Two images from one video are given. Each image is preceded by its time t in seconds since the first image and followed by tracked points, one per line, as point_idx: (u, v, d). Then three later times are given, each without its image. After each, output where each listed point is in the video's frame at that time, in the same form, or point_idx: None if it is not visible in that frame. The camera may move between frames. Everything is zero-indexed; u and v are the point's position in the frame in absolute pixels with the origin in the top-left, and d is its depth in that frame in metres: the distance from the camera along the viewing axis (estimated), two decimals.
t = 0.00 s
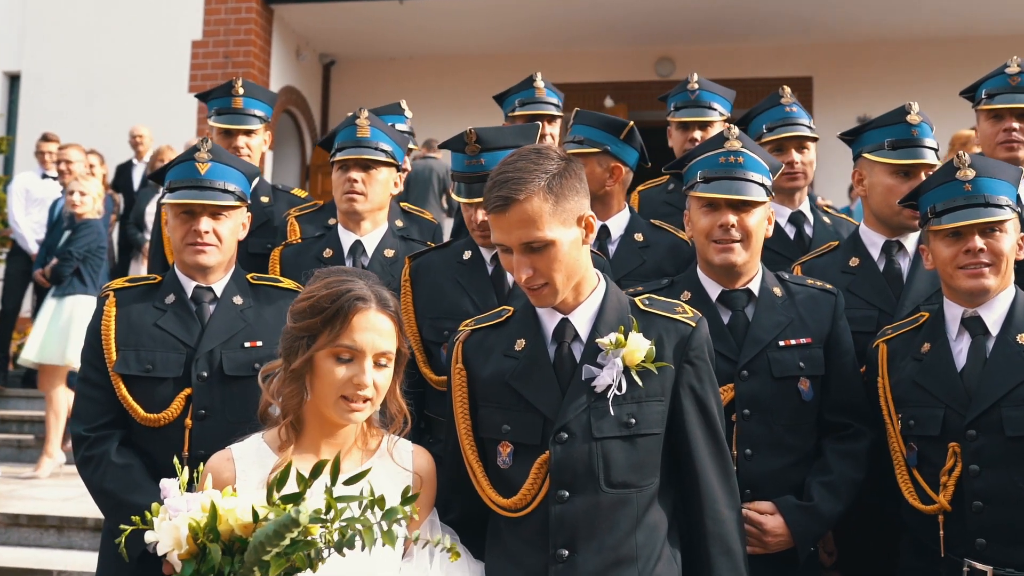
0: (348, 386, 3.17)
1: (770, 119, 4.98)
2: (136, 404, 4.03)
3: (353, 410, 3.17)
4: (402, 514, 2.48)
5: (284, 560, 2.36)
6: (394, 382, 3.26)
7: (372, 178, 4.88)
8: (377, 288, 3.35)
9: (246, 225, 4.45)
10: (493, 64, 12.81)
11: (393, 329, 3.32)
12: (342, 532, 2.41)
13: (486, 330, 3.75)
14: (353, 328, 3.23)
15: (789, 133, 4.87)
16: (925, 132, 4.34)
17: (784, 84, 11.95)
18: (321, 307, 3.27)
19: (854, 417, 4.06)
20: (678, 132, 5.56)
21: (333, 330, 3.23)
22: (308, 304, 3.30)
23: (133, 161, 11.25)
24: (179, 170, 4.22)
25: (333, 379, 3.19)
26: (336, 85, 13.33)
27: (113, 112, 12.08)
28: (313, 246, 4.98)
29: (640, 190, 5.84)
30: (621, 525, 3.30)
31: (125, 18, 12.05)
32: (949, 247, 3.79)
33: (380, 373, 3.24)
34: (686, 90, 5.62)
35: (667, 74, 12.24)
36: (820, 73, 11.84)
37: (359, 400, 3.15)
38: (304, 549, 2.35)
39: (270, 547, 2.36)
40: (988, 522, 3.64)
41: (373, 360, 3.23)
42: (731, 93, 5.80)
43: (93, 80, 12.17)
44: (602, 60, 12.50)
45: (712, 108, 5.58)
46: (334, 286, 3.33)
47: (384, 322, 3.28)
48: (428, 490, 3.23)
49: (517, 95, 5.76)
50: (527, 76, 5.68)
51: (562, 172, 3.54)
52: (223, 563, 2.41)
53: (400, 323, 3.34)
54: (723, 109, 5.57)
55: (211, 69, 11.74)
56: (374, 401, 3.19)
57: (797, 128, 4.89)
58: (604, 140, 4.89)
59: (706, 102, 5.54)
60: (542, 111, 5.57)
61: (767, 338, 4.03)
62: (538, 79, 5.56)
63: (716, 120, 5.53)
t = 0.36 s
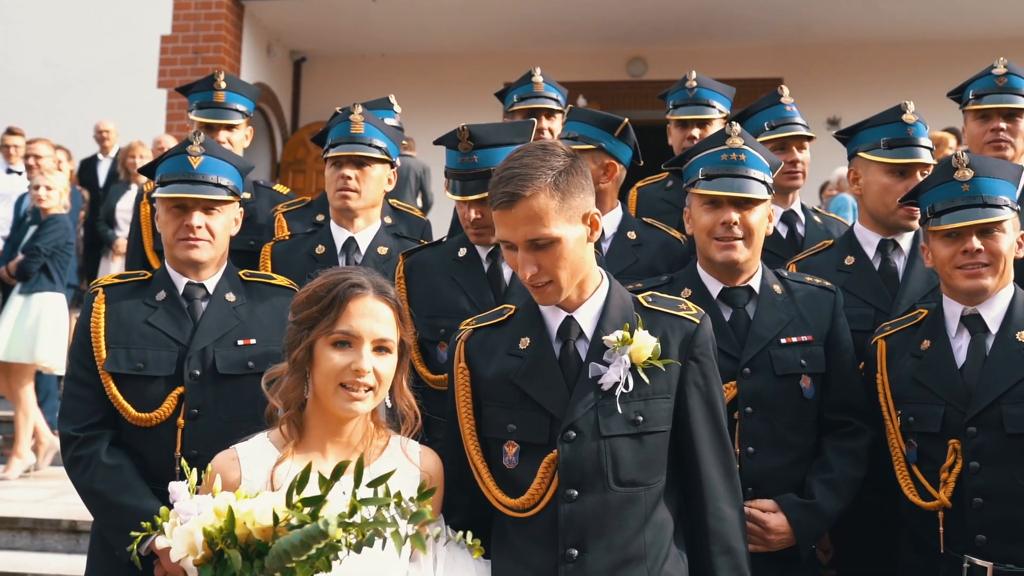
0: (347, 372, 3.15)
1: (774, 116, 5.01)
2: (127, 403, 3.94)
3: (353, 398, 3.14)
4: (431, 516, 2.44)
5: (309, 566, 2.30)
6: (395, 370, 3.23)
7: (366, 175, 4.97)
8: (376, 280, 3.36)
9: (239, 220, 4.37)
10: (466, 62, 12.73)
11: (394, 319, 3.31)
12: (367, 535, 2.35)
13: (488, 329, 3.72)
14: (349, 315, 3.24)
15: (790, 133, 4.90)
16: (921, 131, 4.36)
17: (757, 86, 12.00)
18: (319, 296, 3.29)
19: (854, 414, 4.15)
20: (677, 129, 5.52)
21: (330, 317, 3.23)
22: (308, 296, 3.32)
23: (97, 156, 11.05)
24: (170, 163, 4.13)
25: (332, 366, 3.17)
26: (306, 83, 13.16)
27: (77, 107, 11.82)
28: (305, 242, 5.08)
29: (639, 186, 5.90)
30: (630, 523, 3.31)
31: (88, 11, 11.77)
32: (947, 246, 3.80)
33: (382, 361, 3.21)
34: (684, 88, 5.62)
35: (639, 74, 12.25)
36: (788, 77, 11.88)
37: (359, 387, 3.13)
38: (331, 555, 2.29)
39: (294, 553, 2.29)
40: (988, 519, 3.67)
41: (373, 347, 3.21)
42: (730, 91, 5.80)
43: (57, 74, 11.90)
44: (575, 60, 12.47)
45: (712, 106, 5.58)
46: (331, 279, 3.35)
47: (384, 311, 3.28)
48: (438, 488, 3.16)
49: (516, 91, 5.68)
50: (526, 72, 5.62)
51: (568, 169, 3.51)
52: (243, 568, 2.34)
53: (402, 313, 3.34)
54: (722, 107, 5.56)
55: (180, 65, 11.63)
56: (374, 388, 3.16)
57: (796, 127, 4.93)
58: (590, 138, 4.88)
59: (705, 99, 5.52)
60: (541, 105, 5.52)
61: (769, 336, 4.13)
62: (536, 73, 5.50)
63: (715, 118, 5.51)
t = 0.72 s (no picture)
0: (351, 368, 3.09)
1: (780, 115, 5.14)
2: (121, 404, 3.86)
3: (358, 393, 3.07)
4: (463, 516, 2.40)
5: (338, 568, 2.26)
6: (401, 365, 3.16)
7: (361, 173, 5.04)
8: (381, 275, 3.30)
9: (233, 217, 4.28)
10: (440, 61, 12.63)
11: (400, 314, 3.24)
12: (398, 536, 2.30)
13: (492, 330, 3.69)
14: (352, 310, 3.18)
15: (796, 133, 5.07)
16: (919, 132, 4.38)
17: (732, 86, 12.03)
18: (322, 293, 3.24)
19: (852, 415, 4.17)
20: (677, 130, 5.80)
21: (334, 312, 3.18)
22: (312, 293, 3.28)
23: (66, 151, 10.85)
24: (164, 159, 4.04)
25: (335, 362, 3.11)
26: (278, 79, 12.96)
27: (43, 102, 11.57)
28: (297, 239, 5.16)
29: (640, 183, 5.91)
30: (640, 523, 3.31)
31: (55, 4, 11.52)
32: (946, 247, 3.80)
33: (386, 357, 3.15)
34: (682, 88, 5.88)
35: (613, 74, 12.23)
36: (775, 77, 11.96)
37: (363, 383, 3.07)
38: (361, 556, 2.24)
39: (323, 556, 2.25)
40: (987, 517, 3.68)
41: (377, 342, 3.15)
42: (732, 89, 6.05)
43: (23, 68, 11.62)
44: (550, 59, 12.43)
45: (712, 105, 5.82)
46: (335, 276, 3.30)
47: (389, 306, 3.22)
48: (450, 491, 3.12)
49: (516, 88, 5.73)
50: (528, 68, 5.66)
51: (575, 166, 3.46)
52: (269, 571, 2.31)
53: (407, 308, 3.26)
54: (723, 106, 5.82)
55: (151, 60, 11.41)
56: (379, 383, 3.10)
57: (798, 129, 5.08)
58: (585, 137, 4.84)
59: (705, 99, 5.78)
60: (543, 102, 5.56)
61: (770, 335, 4.15)
62: (538, 72, 5.54)
63: (715, 117, 5.76)
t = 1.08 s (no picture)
0: (363, 370, 3.04)
1: (784, 119, 5.21)
2: (121, 408, 3.79)
3: (371, 395, 3.03)
4: (496, 516, 2.30)
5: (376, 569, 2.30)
6: (415, 367, 3.12)
7: (359, 175, 5.11)
8: (394, 277, 3.26)
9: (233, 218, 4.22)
10: (419, 60, 12.53)
11: (414, 316, 3.20)
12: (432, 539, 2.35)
13: (499, 334, 3.64)
14: (364, 313, 3.13)
15: (799, 137, 5.15)
16: (920, 136, 4.40)
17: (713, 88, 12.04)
18: (335, 296, 3.20)
19: (855, 417, 4.16)
20: (679, 131, 6.21)
21: (346, 315, 3.14)
22: (325, 297, 3.24)
23: (41, 149, 10.66)
24: (165, 159, 3.97)
25: (347, 365, 3.07)
26: (256, 78, 12.81)
27: (17, 101, 11.37)
28: (294, 240, 5.21)
29: (641, 184, 5.89)
30: (654, 527, 3.30)
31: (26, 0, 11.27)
32: (951, 251, 3.82)
33: (399, 359, 3.10)
34: (684, 91, 6.32)
35: (592, 74, 12.16)
36: (744, 78, 11.84)
37: (376, 384, 3.02)
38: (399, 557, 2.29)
39: (361, 557, 2.29)
40: (991, 518, 3.68)
41: (390, 344, 3.11)
42: (731, 91, 6.52)
43: None
44: (529, 59, 12.36)
45: (713, 107, 6.26)
46: (348, 279, 3.26)
47: (402, 308, 3.17)
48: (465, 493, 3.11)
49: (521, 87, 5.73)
50: (532, 68, 5.69)
51: (587, 164, 3.41)
52: None
53: (421, 310, 3.21)
54: (722, 109, 6.27)
55: (127, 57, 11.22)
56: (392, 385, 3.06)
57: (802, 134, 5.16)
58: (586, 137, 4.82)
59: (705, 102, 6.20)
60: (547, 104, 5.57)
61: (774, 337, 4.15)
62: (542, 71, 5.57)
63: (715, 120, 6.21)
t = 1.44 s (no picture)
0: (378, 376, 3.03)
1: (786, 125, 5.28)
2: (122, 415, 3.72)
3: (386, 401, 3.02)
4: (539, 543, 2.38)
5: None
6: (430, 373, 3.10)
7: (356, 177, 5.11)
8: (409, 283, 3.25)
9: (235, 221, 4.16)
10: (397, 59, 12.44)
11: (429, 322, 3.18)
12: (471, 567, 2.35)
13: (507, 340, 3.59)
14: (379, 319, 3.13)
15: (802, 143, 5.21)
16: (920, 142, 4.43)
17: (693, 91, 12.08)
18: (350, 302, 3.19)
19: (856, 421, 4.17)
20: (677, 134, 6.32)
21: (361, 320, 3.13)
22: (340, 303, 3.23)
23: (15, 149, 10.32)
24: (167, 160, 3.92)
25: (362, 371, 3.06)
26: (232, 77, 12.67)
27: None
28: (290, 242, 5.22)
29: (639, 185, 6.00)
30: (667, 532, 3.29)
31: None
32: (954, 256, 3.84)
33: (414, 365, 3.09)
34: (683, 94, 6.43)
35: (570, 76, 12.15)
36: (723, 80, 11.87)
37: (391, 391, 3.01)
38: None
39: None
40: (994, 521, 3.69)
41: (405, 350, 3.09)
42: (729, 96, 6.60)
43: None
44: (509, 60, 12.34)
45: (710, 111, 6.35)
46: (363, 285, 3.26)
47: (417, 314, 3.16)
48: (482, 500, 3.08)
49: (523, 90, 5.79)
50: (533, 71, 5.74)
51: (599, 162, 3.35)
52: None
53: (437, 315, 3.19)
54: (721, 113, 6.37)
55: (102, 55, 11.07)
56: (407, 391, 3.05)
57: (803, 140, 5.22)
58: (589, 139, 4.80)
59: (703, 106, 6.33)
60: (548, 106, 5.65)
61: (777, 342, 4.16)
62: (543, 74, 5.63)
63: (714, 124, 6.30)
